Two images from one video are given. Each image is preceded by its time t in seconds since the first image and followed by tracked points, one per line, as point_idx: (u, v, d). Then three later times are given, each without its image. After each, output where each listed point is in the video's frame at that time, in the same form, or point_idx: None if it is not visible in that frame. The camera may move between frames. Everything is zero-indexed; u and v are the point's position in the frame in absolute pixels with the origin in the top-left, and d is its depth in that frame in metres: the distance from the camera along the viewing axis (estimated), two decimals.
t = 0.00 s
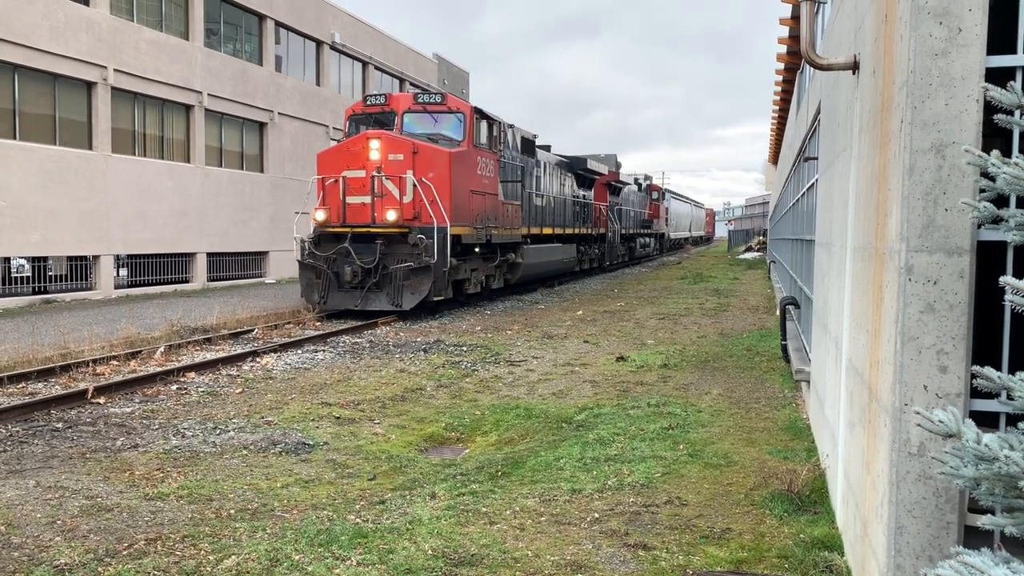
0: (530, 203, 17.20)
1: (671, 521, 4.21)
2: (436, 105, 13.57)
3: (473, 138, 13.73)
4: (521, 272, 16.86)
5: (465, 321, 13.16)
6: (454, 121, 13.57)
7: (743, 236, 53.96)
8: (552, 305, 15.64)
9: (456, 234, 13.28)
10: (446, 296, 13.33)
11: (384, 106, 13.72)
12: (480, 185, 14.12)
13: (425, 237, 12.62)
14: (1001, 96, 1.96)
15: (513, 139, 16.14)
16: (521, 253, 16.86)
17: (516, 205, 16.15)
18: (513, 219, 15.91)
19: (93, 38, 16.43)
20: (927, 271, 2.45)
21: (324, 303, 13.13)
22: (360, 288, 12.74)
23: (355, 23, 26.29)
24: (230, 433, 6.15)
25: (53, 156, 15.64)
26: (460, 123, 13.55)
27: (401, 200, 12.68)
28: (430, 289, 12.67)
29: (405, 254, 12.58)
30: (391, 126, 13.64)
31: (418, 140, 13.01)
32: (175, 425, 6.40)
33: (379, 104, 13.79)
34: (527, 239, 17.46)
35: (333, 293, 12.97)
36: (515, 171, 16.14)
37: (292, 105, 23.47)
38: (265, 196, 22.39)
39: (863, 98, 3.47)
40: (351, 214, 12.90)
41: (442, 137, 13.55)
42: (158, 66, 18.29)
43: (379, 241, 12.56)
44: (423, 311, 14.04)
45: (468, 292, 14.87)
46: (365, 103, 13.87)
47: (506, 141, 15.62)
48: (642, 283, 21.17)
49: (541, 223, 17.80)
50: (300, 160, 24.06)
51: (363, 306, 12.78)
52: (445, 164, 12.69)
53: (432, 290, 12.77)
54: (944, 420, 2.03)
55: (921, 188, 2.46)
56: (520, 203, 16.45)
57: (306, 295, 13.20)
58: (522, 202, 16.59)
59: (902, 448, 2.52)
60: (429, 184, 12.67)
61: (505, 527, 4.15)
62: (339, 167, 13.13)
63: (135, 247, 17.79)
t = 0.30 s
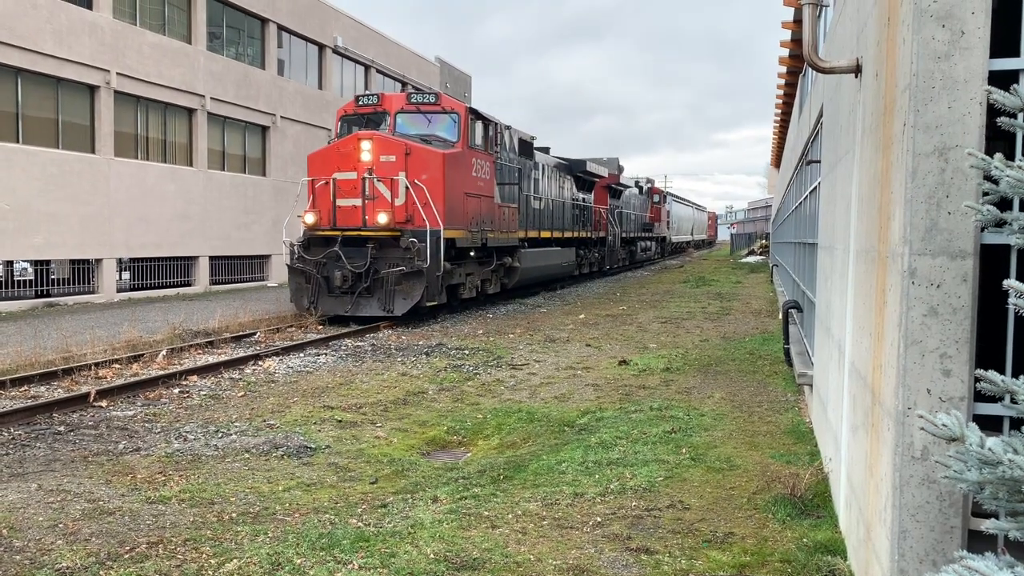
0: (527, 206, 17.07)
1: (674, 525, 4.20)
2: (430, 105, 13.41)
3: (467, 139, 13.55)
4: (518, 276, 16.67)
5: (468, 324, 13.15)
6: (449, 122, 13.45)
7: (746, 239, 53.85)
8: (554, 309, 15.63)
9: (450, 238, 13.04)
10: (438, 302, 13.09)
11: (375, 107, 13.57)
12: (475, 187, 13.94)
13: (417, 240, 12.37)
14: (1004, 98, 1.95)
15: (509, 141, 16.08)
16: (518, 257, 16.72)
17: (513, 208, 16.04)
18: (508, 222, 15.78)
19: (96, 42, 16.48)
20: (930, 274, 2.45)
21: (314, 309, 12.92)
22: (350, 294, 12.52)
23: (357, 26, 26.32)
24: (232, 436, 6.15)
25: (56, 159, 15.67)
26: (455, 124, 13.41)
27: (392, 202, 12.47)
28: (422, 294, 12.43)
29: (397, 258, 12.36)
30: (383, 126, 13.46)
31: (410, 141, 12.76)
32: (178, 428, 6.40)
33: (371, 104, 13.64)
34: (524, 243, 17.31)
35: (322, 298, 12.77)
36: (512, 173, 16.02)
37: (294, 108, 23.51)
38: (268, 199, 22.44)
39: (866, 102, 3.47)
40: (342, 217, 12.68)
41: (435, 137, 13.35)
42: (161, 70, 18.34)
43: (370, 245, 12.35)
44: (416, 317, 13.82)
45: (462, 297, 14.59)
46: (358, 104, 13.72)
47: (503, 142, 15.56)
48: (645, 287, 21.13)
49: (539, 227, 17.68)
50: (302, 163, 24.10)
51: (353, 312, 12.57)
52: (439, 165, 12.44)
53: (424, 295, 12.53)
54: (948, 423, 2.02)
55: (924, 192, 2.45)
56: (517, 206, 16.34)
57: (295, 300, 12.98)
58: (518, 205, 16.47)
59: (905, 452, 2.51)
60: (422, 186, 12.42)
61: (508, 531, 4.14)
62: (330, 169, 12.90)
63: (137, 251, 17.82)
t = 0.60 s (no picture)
0: (524, 208, 16.83)
1: (676, 528, 4.20)
2: (423, 105, 13.03)
3: (461, 139, 13.16)
4: (515, 279, 16.35)
5: (470, 327, 13.15)
6: (442, 121, 13.03)
7: (749, 242, 53.74)
8: (556, 312, 15.63)
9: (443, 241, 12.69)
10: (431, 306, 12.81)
11: (367, 106, 13.26)
12: (469, 189, 13.59)
13: (408, 243, 12.08)
14: (1006, 101, 1.95)
15: (507, 141, 15.87)
16: (515, 259, 16.43)
17: (510, 210, 15.81)
18: (505, 224, 15.51)
19: (98, 45, 16.52)
20: (932, 277, 2.44)
21: (304, 313, 12.69)
22: (340, 298, 12.30)
23: (360, 29, 26.38)
24: (234, 439, 6.16)
25: (58, 162, 15.70)
26: (448, 124, 13.00)
27: (383, 204, 12.21)
28: (414, 298, 12.17)
29: (387, 261, 12.09)
30: (374, 126, 13.12)
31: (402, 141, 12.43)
32: (180, 431, 6.41)
33: (362, 103, 13.35)
34: (521, 245, 17.02)
35: (312, 302, 12.55)
36: (509, 174, 15.78)
37: (297, 111, 23.54)
38: (270, 202, 22.47)
39: (868, 105, 3.47)
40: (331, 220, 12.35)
41: (428, 137, 12.95)
42: (164, 73, 18.37)
43: (359, 248, 12.08)
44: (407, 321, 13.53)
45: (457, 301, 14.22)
46: (349, 103, 13.45)
47: (500, 143, 15.35)
48: (647, 290, 21.10)
49: (536, 229, 17.47)
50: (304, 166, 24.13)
51: (343, 317, 12.34)
52: (432, 166, 12.05)
53: (416, 299, 12.27)
54: (950, 427, 2.02)
55: (926, 195, 2.45)
56: (514, 207, 16.12)
57: (284, 304, 12.75)
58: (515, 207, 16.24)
59: (908, 455, 2.50)
60: (415, 187, 12.09)
61: (509, 534, 4.14)
62: (320, 170, 12.59)
63: (139, 253, 17.86)
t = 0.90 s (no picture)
0: (521, 210, 16.51)
1: (676, 531, 4.20)
2: (414, 104, 12.84)
3: (454, 139, 12.93)
4: (510, 283, 16.16)
5: (471, 330, 13.15)
6: (434, 122, 12.85)
7: (750, 245, 53.68)
8: (558, 314, 15.62)
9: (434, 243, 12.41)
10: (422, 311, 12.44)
11: (357, 105, 12.97)
12: (463, 190, 13.30)
13: (399, 246, 11.74)
14: (1006, 104, 1.94)
15: (502, 142, 15.53)
16: (511, 263, 16.15)
17: (506, 212, 15.52)
18: (501, 227, 15.18)
19: (100, 48, 16.55)
20: (933, 280, 2.44)
21: (290, 319, 12.23)
22: (328, 303, 11.88)
23: (361, 33, 26.41)
24: (235, 442, 6.16)
25: (60, 165, 15.73)
26: (440, 124, 12.80)
27: (373, 206, 11.92)
28: (404, 303, 11.81)
29: (377, 265, 11.73)
30: (364, 126, 12.83)
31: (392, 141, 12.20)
32: (181, 434, 6.41)
33: (352, 103, 13.05)
34: (517, 249, 16.73)
35: (299, 307, 12.11)
36: (505, 176, 15.49)
37: (298, 114, 23.58)
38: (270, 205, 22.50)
39: (869, 108, 3.48)
40: (319, 222, 12.06)
41: (420, 137, 12.78)
42: (165, 76, 18.40)
43: (348, 251, 11.75)
44: (396, 327, 13.11)
45: (450, 305, 13.97)
46: (339, 102, 13.14)
47: (495, 144, 15.03)
48: (648, 292, 21.09)
49: (533, 232, 17.19)
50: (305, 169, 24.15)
51: (331, 322, 11.89)
52: (422, 167, 11.88)
53: (406, 304, 11.93)
54: (950, 430, 2.01)
55: (926, 198, 2.45)
56: (510, 210, 15.81)
57: (270, 310, 12.29)
58: (512, 209, 15.95)
59: (909, 458, 2.51)
60: (405, 188, 11.86)
61: (510, 537, 4.14)
62: (308, 171, 12.30)
63: (141, 256, 17.88)
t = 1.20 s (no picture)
0: (516, 212, 16.25)
1: (678, 534, 4.19)
2: (405, 103, 12.42)
3: (446, 139, 12.56)
4: (505, 286, 15.88)
5: (473, 332, 13.16)
6: (425, 121, 12.44)
7: (751, 247, 53.59)
8: (559, 317, 15.60)
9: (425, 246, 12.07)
10: (413, 316, 12.07)
11: (346, 104, 12.59)
12: (455, 191, 12.98)
13: (388, 249, 11.39)
14: (1007, 106, 1.94)
15: (497, 143, 15.35)
16: (505, 266, 15.88)
17: (501, 214, 15.28)
18: (495, 229, 14.92)
19: (102, 52, 16.58)
20: (934, 282, 2.44)
21: (276, 325, 11.82)
22: (315, 307, 11.47)
23: (362, 35, 26.44)
24: (236, 445, 6.16)
25: (61, 169, 15.75)
26: (432, 124, 12.42)
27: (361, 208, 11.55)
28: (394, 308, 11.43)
29: (366, 268, 11.33)
30: (353, 126, 12.47)
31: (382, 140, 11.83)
32: (182, 437, 6.41)
33: (342, 102, 12.66)
34: (513, 252, 16.49)
35: (285, 312, 11.70)
36: (500, 177, 15.25)
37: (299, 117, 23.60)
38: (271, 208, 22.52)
39: (869, 110, 3.47)
40: (306, 224, 11.71)
41: (411, 137, 12.38)
42: (167, 79, 18.44)
43: (336, 253, 11.36)
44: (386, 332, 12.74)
45: (443, 310, 13.67)
46: (327, 101, 12.75)
47: (490, 144, 14.86)
48: (650, 295, 21.06)
49: (529, 234, 16.96)
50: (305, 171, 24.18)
51: (318, 327, 11.48)
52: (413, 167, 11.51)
53: (396, 309, 11.55)
54: (951, 432, 2.01)
55: (927, 200, 2.45)
56: (506, 212, 15.58)
57: (255, 315, 11.87)
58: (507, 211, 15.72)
59: (910, 460, 2.50)
60: (395, 190, 11.51)
61: (512, 540, 4.13)
62: (295, 172, 11.93)
63: (143, 259, 17.92)
